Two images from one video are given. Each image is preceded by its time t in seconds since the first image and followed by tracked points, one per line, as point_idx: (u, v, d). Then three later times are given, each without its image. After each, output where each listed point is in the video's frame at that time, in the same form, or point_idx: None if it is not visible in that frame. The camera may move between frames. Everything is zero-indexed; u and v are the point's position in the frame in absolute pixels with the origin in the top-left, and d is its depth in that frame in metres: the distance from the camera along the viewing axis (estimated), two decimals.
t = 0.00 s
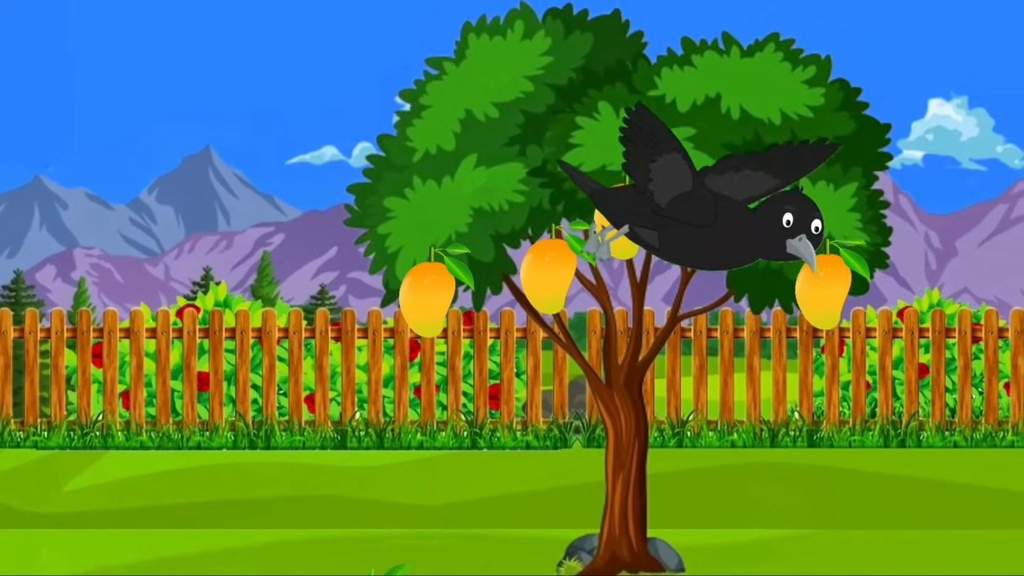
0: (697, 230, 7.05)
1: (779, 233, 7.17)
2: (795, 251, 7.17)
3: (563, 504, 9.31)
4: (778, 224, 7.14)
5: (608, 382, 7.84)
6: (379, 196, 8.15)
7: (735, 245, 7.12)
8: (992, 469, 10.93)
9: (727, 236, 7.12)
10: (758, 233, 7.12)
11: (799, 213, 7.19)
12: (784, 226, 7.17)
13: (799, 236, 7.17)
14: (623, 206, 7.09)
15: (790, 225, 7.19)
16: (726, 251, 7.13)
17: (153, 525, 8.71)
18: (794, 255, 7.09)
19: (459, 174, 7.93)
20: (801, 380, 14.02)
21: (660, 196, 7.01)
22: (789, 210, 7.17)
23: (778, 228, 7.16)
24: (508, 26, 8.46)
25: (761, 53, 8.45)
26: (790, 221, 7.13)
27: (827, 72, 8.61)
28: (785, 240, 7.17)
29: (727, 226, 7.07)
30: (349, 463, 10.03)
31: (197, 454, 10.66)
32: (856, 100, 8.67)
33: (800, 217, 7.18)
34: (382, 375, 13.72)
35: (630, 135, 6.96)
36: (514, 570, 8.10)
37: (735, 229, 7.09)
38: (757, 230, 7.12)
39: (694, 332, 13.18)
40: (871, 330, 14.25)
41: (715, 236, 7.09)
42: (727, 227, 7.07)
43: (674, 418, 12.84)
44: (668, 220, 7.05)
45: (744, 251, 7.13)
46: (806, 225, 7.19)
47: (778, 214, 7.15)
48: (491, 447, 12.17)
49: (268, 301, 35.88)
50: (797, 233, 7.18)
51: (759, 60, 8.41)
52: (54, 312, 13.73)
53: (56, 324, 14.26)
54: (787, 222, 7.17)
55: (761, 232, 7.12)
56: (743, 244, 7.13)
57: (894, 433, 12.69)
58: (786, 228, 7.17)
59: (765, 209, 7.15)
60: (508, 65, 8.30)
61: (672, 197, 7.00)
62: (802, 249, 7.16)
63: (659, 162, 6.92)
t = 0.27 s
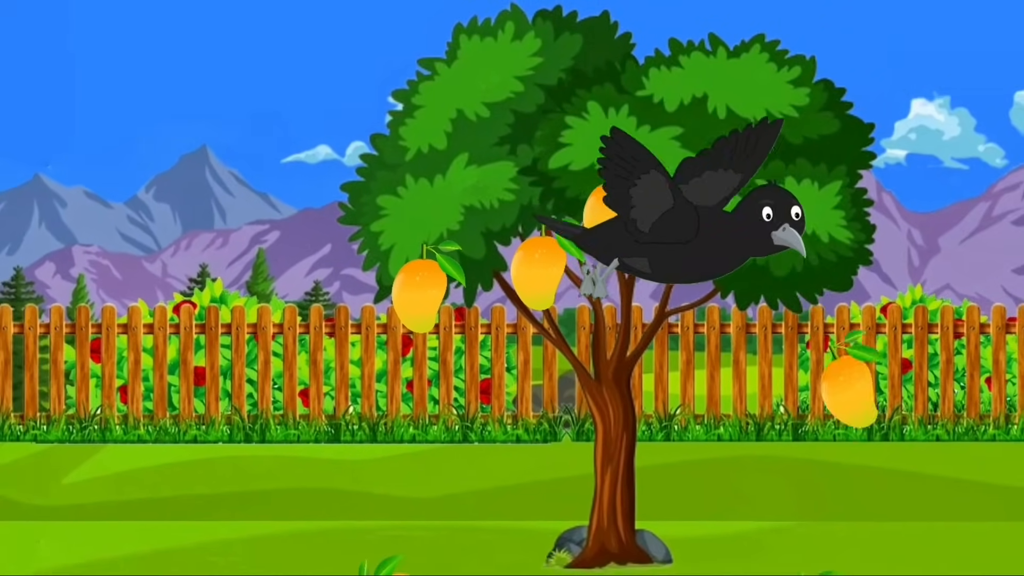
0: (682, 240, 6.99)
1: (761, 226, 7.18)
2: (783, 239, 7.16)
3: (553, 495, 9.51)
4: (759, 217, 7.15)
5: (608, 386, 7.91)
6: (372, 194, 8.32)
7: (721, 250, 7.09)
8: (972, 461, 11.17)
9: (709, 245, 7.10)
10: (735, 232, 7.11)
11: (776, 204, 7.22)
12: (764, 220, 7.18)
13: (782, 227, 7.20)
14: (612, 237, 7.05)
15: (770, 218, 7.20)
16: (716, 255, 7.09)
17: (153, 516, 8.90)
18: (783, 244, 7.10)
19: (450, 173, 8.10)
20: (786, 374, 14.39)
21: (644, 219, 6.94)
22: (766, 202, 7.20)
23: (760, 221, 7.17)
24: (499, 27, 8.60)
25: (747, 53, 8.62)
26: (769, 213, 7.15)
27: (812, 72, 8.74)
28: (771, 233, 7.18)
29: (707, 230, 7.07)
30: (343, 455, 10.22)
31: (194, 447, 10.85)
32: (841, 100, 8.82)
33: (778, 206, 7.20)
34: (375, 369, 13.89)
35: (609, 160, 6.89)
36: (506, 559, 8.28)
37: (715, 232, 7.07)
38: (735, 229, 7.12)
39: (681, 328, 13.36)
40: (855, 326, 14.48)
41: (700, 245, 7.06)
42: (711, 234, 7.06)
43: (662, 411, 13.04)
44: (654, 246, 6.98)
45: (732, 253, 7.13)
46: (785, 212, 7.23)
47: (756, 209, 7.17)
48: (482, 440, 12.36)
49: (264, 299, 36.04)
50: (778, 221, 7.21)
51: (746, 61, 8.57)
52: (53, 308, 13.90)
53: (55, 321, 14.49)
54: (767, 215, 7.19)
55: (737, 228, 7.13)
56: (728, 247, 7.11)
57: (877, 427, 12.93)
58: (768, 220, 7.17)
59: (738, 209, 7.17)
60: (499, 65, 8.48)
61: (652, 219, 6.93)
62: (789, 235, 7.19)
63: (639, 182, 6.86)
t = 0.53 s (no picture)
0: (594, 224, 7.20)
1: (670, 198, 7.29)
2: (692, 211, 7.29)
3: (543, 488, 9.68)
4: (668, 188, 7.26)
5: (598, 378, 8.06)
6: (366, 192, 8.51)
7: (632, 225, 7.23)
8: (954, 454, 11.39)
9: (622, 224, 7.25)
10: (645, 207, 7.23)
11: (686, 175, 7.36)
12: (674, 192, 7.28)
13: (692, 196, 7.30)
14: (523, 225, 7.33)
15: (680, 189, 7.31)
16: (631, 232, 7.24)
17: (151, 509, 9.07)
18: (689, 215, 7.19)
19: (442, 171, 8.25)
20: (771, 369, 14.56)
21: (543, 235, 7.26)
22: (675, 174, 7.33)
23: (669, 194, 7.26)
24: (490, 28, 8.74)
25: (733, 54, 8.74)
26: (678, 184, 7.25)
27: (797, 72, 8.96)
28: (681, 203, 7.30)
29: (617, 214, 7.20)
30: (336, 449, 10.39)
31: (190, 441, 11.02)
32: (825, 99, 8.97)
33: (687, 179, 7.33)
34: (368, 364, 14.06)
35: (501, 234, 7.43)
36: (497, 551, 8.46)
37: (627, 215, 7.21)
38: (646, 204, 7.24)
39: (669, 323, 13.53)
40: (840, 322, 14.70)
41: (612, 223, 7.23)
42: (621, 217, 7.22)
43: (650, 405, 13.22)
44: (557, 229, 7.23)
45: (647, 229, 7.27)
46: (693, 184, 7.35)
47: (666, 181, 7.29)
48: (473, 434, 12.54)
49: (259, 294, 36.21)
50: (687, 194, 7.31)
51: (732, 62, 8.70)
52: (53, 304, 14.07)
53: (54, 316, 14.63)
54: (675, 186, 7.30)
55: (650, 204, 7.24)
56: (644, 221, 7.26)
57: (862, 422, 13.14)
58: (677, 192, 7.28)
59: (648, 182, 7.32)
60: (490, 66, 8.62)
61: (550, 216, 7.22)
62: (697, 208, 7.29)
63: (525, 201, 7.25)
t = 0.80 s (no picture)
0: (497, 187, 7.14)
1: (569, 164, 7.32)
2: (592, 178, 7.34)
3: (535, 481, 9.86)
4: (567, 156, 7.30)
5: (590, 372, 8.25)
6: (359, 191, 8.65)
7: (534, 190, 7.22)
8: (936, 448, 11.60)
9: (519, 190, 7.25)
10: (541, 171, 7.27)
11: (584, 142, 7.39)
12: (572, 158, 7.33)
13: (589, 164, 7.35)
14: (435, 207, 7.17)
15: (578, 156, 7.35)
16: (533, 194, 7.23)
17: (150, 502, 9.24)
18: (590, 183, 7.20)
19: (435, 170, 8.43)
20: (758, 365, 14.83)
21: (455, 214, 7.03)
22: (573, 142, 7.36)
23: (567, 159, 7.31)
24: (481, 30, 8.93)
25: (720, 55, 8.92)
26: (577, 152, 7.30)
27: (783, 73, 9.11)
28: (579, 170, 7.33)
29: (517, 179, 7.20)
30: (331, 443, 10.57)
31: (188, 435, 11.19)
32: (810, 99, 9.17)
33: (586, 146, 7.37)
34: (362, 359, 14.24)
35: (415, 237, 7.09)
36: (489, 543, 8.63)
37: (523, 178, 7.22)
38: (545, 170, 7.28)
39: (657, 319, 13.72)
40: (825, 318, 14.94)
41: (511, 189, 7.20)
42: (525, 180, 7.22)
43: (638, 400, 13.40)
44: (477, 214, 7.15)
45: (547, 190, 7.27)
46: (592, 151, 7.39)
47: (563, 149, 7.32)
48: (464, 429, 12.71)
49: (254, 290, 36.38)
50: (586, 160, 7.37)
51: (719, 63, 8.88)
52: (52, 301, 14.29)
53: (54, 312, 14.82)
54: (574, 154, 7.34)
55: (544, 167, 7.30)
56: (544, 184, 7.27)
57: (847, 416, 13.35)
58: (576, 159, 7.32)
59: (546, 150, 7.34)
60: (481, 67, 8.80)
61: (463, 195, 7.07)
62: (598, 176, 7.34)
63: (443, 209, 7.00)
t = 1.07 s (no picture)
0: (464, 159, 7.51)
1: (535, 147, 7.58)
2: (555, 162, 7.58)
3: (526, 474, 10.04)
4: (532, 141, 7.55)
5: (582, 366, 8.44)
6: (354, 189, 8.82)
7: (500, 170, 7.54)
8: (920, 443, 11.80)
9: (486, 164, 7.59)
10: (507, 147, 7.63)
11: (552, 126, 7.60)
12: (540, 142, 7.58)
13: (555, 148, 7.59)
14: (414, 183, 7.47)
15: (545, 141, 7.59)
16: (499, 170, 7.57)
17: (147, 495, 9.42)
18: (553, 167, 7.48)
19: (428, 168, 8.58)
20: (745, 360, 15.07)
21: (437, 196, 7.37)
22: (540, 125, 7.58)
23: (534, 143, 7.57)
24: (473, 31, 9.11)
25: (707, 56, 9.09)
26: (543, 136, 7.54)
27: (769, 73, 9.28)
28: (545, 153, 7.59)
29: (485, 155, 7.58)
30: (325, 437, 10.75)
31: (184, 429, 11.36)
32: (797, 99, 9.32)
33: (552, 130, 7.58)
34: (355, 355, 14.43)
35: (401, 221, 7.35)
36: (479, 535, 8.80)
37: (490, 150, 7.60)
38: (513, 150, 7.59)
39: (646, 315, 13.90)
40: (811, 313, 15.26)
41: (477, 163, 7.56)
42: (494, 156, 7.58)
43: (627, 394, 13.59)
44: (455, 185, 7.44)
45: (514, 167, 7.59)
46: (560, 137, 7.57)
47: (530, 132, 7.58)
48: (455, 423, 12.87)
49: (248, 286, 36.56)
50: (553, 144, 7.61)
51: (707, 63, 9.03)
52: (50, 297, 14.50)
53: (53, 308, 15.01)
54: (541, 138, 7.58)
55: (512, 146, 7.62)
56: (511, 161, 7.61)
57: (832, 410, 13.55)
58: (542, 143, 7.57)
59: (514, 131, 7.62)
60: (472, 67, 8.95)
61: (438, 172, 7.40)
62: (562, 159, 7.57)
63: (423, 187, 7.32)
